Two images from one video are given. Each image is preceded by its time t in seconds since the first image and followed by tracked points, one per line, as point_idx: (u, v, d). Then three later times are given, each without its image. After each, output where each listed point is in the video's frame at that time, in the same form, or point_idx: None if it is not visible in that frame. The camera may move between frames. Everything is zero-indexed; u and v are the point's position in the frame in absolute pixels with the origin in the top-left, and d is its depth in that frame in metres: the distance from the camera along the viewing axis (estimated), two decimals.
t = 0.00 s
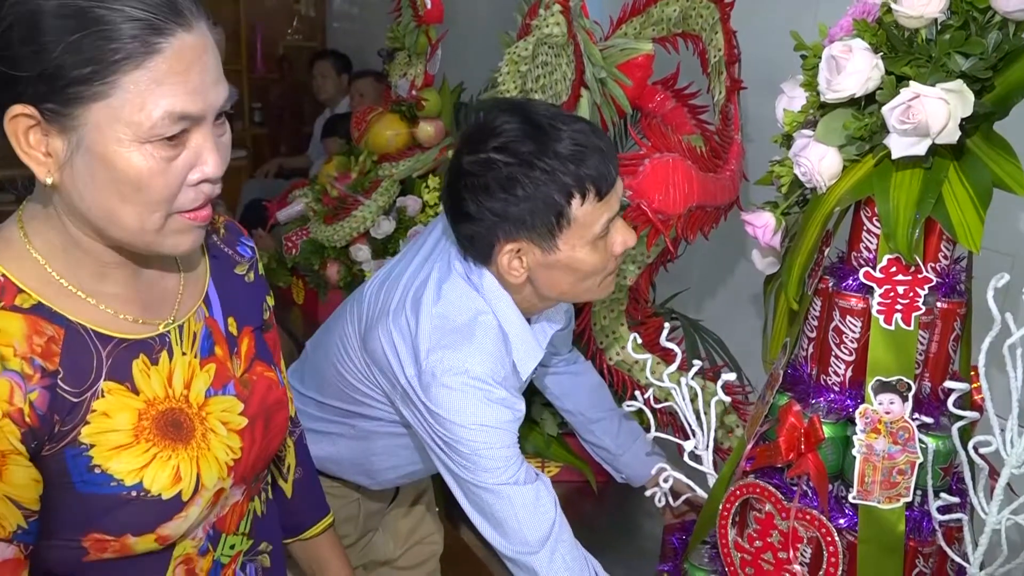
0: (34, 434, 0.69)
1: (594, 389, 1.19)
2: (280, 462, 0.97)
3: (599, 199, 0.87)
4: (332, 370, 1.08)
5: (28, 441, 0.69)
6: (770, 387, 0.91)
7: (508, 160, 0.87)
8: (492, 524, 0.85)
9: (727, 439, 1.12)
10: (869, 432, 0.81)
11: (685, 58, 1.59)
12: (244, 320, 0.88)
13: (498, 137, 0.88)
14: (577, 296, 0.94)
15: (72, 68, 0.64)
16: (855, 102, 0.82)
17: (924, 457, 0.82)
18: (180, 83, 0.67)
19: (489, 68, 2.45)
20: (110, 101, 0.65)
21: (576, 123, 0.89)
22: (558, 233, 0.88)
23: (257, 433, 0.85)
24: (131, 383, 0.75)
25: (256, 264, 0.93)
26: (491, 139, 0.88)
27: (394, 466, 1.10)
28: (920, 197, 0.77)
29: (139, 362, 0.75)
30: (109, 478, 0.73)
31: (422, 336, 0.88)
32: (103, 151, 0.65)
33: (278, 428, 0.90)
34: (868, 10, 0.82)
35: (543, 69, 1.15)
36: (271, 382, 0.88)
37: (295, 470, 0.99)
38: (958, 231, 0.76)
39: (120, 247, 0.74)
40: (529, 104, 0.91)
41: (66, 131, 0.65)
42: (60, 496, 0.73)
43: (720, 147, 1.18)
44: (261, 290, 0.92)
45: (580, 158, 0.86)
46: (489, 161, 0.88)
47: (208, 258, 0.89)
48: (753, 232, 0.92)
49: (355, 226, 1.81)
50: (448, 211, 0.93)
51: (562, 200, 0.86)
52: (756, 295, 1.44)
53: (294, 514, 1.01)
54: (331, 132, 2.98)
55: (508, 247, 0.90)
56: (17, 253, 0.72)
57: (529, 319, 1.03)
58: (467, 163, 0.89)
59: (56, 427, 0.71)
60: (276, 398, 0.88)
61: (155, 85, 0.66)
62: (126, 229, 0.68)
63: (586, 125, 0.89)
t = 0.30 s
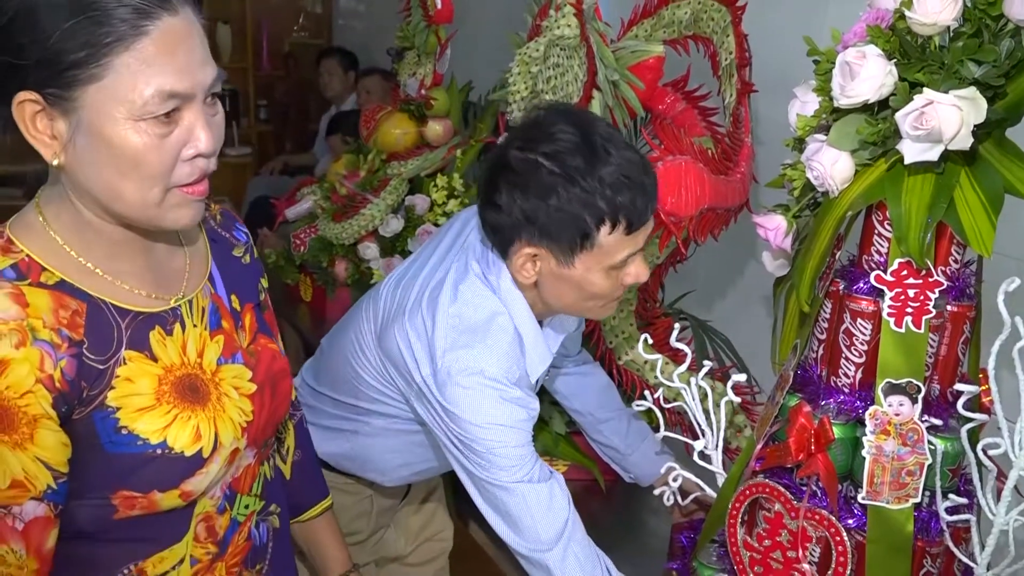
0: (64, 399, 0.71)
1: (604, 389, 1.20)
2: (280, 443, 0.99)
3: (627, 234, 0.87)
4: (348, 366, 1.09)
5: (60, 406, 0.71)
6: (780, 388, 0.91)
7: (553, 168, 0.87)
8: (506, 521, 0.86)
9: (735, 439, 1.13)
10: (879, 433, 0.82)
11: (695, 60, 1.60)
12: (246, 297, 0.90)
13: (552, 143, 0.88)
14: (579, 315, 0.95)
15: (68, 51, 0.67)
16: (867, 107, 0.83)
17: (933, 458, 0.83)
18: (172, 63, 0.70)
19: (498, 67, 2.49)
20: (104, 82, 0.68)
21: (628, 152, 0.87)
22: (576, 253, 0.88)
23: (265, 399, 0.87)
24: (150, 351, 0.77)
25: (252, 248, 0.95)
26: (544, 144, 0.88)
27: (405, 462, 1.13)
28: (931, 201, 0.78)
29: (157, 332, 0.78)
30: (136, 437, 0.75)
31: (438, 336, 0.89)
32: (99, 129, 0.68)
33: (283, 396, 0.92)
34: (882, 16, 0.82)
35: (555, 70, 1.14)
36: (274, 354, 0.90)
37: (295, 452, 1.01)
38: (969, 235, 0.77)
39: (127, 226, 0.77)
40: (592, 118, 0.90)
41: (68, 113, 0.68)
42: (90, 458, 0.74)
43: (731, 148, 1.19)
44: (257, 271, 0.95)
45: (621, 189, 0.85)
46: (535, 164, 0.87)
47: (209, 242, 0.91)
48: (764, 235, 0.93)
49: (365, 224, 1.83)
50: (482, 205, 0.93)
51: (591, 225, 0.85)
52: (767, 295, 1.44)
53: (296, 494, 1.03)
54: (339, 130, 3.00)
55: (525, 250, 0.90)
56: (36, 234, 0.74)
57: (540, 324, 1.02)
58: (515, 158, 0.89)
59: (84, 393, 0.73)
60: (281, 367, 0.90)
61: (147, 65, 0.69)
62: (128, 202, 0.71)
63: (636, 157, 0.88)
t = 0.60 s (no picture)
0: (54, 365, 0.80)
1: (608, 388, 1.21)
2: (263, 421, 1.07)
3: (643, 262, 0.87)
4: (361, 363, 1.10)
5: (50, 372, 0.80)
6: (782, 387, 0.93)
7: (587, 181, 0.86)
8: (512, 517, 0.88)
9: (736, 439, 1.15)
10: (879, 432, 0.84)
11: (699, 63, 1.62)
12: (226, 277, 0.99)
13: (591, 157, 0.87)
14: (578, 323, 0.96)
15: (60, 46, 0.76)
16: (871, 113, 0.85)
17: (931, 458, 0.84)
18: (151, 52, 0.79)
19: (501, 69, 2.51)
20: (94, 72, 0.77)
21: (664, 182, 0.87)
22: (587, 268, 0.88)
23: (245, 371, 0.96)
24: (133, 325, 0.85)
25: (233, 233, 1.04)
26: (584, 156, 0.87)
27: (413, 460, 1.15)
28: (932, 205, 0.80)
29: (140, 307, 0.86)
30: (121, 403, 0.84)
31: (449, 335, 0.90)
32: (92, 117, 0.77)
33: (263, 370, 1.00)
34: (886, 23, 0.84)
35: (560, 72, 1.13)
36: (253, 330, 0.99)
37: (275, 433, 1.10)
38: (969, 239, 0.79)
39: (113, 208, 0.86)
40: (638, 140, 0.89)
41: (60, 103, 0.77)
42: (79, 423, 0.83)
43: (735, 151, 1.21)
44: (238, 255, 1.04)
45: (646, 216, 0.85)
46: (570, 175, 0.87)
47: (191, 226, 1.00)
48: (769, 237, 0.94)
49: (365, 223, 1.84)
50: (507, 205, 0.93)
51: (609, 246, 0.85)
52: (771, 296, 1.45)
53: (279, 473, 1.11)
54: (343, 131, 3.02)
55: (538, 251, 0.90)
56: (30, 219, 0.83)
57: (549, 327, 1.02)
58: (552, 164, 0.89)
59: (72, 360, 0.81)
60: (258, 343, 0.99)
61: (130, 55, 0.78)
62: (122, 183, 0.81)
63: (671, 187, 0.87)
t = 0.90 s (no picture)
0: (49, 333, 0.83)
1: (618, 381, 1.23)
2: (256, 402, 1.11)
3: (660, 257, 0.89)
4: (375, 354, 1.11)
5: (45, 339, 0.83)
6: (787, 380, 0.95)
7: (610, 177, 0.87)
8: (520, 504, 0.90)
9: (743, 433, 1.17)
10: (881, 425, 0.85)
11: (708, 60, 1.63)
12: (217, 256, 1.03)
13: (615, 153, 0.88)
14: (590, 313, 0.97)
15: (59, 31, 0.80)
16: (878, 110, 0.86)
17: (934, 451, 0.86)
18: (144, 36, 0.84)
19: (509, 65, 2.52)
20: (89, 56, 0.82)
21: (683, 181, 0.88)
22: (606, 263, 0.89)
23: (234, 343, 1.00)
24: (127, 297, 0.89)
25: (225, 216, 1.08)
26: (608, 152, 0.88)
27: (425, 450, 1.17)
28: (937, 201, 0.81)
29: (132, 281, 0.90)
30: (114, 369, 0.88)
31: (462, 324, 0.92)
32: (88, 98, 0.82)
33: (253, 343, 1.04)
34: (895, 22, 0.85)
35: (569, 69, 1.14)
36: (243, 306, 1.03)
37: (269, 412, 1.14)
38: (972, 234, 0.80)
39: (108, 187, 0.89)
40: (659, 138, 0.90)
41: (57, 86, 0.82)
42: (74, 391, 0.87)
43: (745, 149, 1.22)
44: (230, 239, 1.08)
45: (666, 214, 0.86)
46: (593, 171, 0.88)
47: (183, 209, 1.03)
48: (777, 233, 0.96)
49: (371, 218, 1.88)
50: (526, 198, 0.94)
51: (629, 242, 0.86)
52: (780, 289, 1.47)
53: (275, 449, 1.15)
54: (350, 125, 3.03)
55: (557, 244, 0.91)
56: (28, 196, 0.87)
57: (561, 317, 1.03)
58: (576, 159, 0.89)
59: (68, 329, 0.85)
60: (248, 318, 1.03)
61: (123, 38, 0.83)
62: (116, 160, 0.85)
63: (690, 186, 0.88)
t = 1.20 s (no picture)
0: (51, 321, 0.84)
1: (631, 379, 1.23)
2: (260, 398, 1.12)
3: (675, 247, 0.89)
4: (389, 348, 1.12)
5: (48, 327, 0.84)
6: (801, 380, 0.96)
7: (622, 168, 0.88)
8: (532, 497, 0.91)
9: (755, 434, 1.18)
10: (892, 425, 0.86)
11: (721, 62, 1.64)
12: (222, 252, 1.04)
13: (627, 145, 0.89)
14: (604, 306, 0.98)
15: (66, 32, 0.82)
16: (890, 111, 0.87)
17: (945, 452, 0.86)
18: (150, 39, 0.85)
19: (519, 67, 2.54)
20: (96, 59, 0.83)
21: (695, 173, 0.89)
22: (620, 254, 0.89)
23: (234, 339, 1.00)
24: (129, 289, 0.90)
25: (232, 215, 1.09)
26: (619, 144, 0.89)
27: (439, 446, 1.18)
28: (948, 203, 0.82)
29: (135, 274, 0.91)
30: (113, 359, 0.89)
31: (476, 317, 0.93)
32: (94, 99, 0.83)
33: (254, 339, 1.05)
34: (909, 24, 0.86)
35: (583, 70, 1.16)
36: (245, 303, 1.03)
37: (272, 410, 1.15)
38: (982, 236, 0.80)
39: (115, 182, 0.91)
40: (669, 132, 0.91)
41: (65, 85, 0.84)
42: (77, 382, 0.88)
43: (759, 150, 1.23)
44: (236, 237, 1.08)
45: (679, 204, 0.87)
46: (606, 163, 0.89)
47: (191, 206, 1.04)
48: (791, 233, 0.97)
49: (382, 218, 1.89)
50: (540, 194, 0.96)
51: (643, 231, 0.87)
52: (795, 288, 1.49)
53: (276, 446, 1.16)
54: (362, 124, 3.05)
55: (571, 238, 0.92)
56: (37, 189, 0.88)
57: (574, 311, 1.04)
58: (588, 151, 0.91)
59: (71, 317, 0.86)
60: (249, 315, 1.03)
61: (129, 41, 0.84)
62: (121, 158, 0.86)
63: (702, 177, 0.89)
